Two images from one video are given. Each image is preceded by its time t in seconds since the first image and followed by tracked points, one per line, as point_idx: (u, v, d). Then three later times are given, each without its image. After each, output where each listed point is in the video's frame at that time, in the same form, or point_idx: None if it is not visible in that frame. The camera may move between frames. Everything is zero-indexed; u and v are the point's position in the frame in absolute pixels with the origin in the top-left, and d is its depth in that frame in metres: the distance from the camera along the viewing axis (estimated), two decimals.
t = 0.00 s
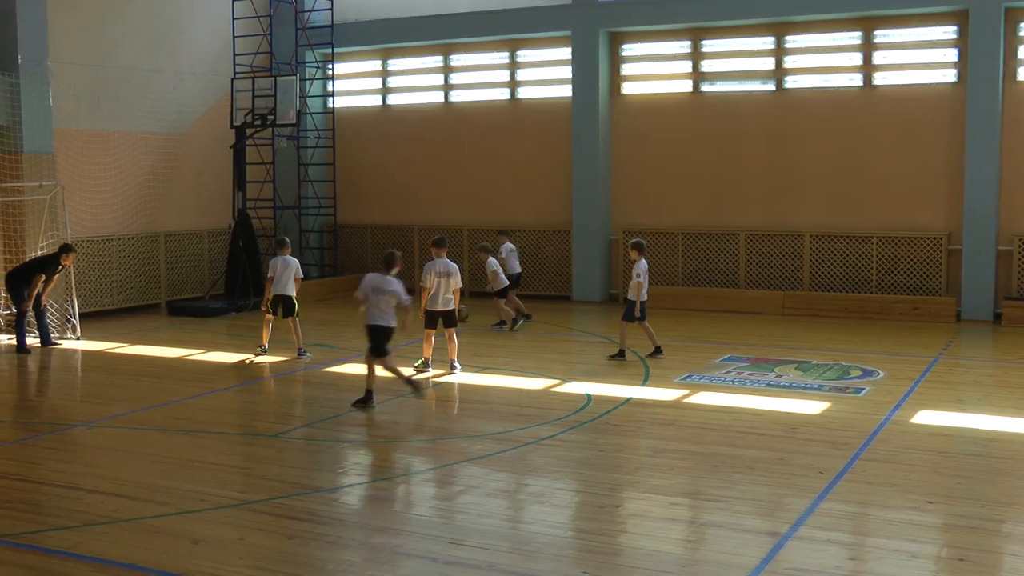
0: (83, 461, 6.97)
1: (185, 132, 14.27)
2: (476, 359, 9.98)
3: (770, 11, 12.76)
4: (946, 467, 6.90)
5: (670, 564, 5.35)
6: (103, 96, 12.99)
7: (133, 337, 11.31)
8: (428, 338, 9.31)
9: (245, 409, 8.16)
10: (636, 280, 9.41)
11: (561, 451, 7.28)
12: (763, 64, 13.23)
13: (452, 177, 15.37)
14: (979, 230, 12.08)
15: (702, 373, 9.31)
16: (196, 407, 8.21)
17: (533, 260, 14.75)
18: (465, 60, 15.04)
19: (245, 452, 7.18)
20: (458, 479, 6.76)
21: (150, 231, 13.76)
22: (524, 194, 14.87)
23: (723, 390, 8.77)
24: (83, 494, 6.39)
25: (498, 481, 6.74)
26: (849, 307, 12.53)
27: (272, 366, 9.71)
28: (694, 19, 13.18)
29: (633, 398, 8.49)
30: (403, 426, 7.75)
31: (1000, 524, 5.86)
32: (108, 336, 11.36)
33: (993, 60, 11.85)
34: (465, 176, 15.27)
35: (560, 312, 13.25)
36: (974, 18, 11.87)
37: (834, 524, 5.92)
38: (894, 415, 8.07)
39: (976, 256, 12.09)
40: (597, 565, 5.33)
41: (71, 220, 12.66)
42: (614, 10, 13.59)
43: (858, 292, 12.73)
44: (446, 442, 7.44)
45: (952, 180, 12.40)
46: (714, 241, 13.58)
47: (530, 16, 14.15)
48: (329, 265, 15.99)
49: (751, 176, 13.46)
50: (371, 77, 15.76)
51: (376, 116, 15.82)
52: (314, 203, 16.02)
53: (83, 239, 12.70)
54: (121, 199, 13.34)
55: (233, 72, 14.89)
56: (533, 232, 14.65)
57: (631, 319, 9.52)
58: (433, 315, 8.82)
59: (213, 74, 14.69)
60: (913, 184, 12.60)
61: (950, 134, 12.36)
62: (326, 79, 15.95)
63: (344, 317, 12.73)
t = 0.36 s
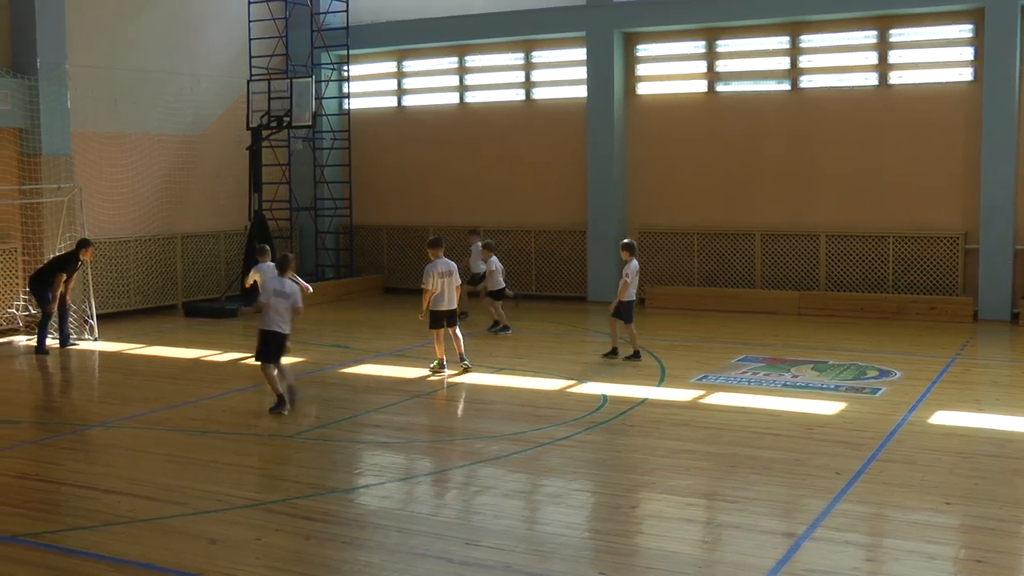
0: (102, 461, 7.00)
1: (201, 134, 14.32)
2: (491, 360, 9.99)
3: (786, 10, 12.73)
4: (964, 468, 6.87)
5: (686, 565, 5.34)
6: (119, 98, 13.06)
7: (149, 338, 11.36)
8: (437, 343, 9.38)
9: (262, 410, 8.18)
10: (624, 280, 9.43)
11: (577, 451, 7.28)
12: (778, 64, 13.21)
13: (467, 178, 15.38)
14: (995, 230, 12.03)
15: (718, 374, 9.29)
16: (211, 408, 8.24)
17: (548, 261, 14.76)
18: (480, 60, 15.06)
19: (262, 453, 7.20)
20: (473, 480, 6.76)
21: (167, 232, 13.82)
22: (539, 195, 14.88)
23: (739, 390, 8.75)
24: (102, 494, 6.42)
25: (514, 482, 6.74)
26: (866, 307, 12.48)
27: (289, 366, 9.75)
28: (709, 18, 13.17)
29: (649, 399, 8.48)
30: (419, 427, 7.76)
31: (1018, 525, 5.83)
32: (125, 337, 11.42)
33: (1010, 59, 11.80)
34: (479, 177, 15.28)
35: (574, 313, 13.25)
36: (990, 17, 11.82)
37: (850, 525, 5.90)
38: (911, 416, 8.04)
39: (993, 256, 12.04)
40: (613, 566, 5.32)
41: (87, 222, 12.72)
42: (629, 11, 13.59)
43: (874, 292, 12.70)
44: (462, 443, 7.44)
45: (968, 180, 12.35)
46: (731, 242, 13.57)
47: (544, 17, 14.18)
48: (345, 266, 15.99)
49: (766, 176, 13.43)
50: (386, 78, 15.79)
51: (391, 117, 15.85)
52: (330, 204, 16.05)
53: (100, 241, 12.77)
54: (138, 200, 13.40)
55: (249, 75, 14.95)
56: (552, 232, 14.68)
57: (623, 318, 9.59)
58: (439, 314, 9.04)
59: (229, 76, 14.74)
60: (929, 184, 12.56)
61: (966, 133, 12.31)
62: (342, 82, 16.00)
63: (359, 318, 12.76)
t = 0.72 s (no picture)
0: (118, 458, 7.06)
1: (219, 134, 14.43)
2: (505, 362, 9.98)
3: (803, 13, 12.68)
4: (982, 477, 6.80)
5: (698, 570, 5.32)
6: (139, 99, 13.18)
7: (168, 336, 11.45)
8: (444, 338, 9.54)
9: (277, 409, 8.21)
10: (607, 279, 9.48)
11: (590, 454, 7.27)
12: (795, 67, 13.15)
13: (483, 180, 15.40)
14: (1017, 237, 11.91)
15: (732, 378, 9.24)
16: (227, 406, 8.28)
17: (564, 264, 14.71)
18: (496, 63, 15.09)
19: (276, 451, 7.24)
20: (485, 482, 6.76)
21: (184, 232, 13.92)
22: (555, 197, 14.87)
23: (753, 395, 8.71)
24: (119, 490, 6.47)
25: (526, 484, 6.74)
26: (881, 313, 12.39)
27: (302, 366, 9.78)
28: (726, 21, 13.13)
29: (662, 403, 8.44)
30: (432, 428, 7.76)
31: None
32: (144, 336, 11.51)
33: None
34: (495, 179, 15.29)
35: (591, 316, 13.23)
36: (1011, 19, 11.72)
37: (865, 532, 5.86)
38: (927, 423, 7.97)
39: (1014, 262, 11.93)
40: (625, 570, 5.31)
41: (106, 221, 12.84)
42: (644, 14, 13.59)
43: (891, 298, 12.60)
44: (474, 444, 7.44)
45: (988, 184, 12.24)
46: (745, 246, 13.51)
47: (561, 20, 14.22)
48: (360, 267, 16.03)
49: (783, 179, 13.37)
50: (403, 80, 15.85)
51: (407, 118, 15.88)
52: (345, 206, 16.14)
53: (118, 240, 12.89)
54: (156, 200, 13.51)
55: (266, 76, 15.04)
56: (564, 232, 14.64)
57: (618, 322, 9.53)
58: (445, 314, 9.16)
59: (248, 77, 14.86)
60: (947, 188, 12.45)
61: (986, 137, 12.20)
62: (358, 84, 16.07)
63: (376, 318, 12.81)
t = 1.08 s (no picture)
0: (175, 455, 7.10)
1: (275, 138, 14.60)
2: (558, 366, 9.91)
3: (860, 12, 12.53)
4: None
5: None
6: (196, 103, 13.38)
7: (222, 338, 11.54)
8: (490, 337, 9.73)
9: (331, 410, 8.22)
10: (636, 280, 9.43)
11: (645, 459, 7.18)
12: (851, 68, 12.99)
13: (535, 184, 15.40)
14: None
15: (788, 385, 9.07)
16: (281, 406, 8.31)
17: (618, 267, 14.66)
18: (548, 65, 15.11)
19: (330, 451, 7.23)
20: (538, 485, 6.70)
21: (240, 234, 14.06)
22: (607, 202, 14.83)
23: (810, 401, 8.56)
24: (176, 486, 6.50)
25: (581, 488, 6.67)
26: (942, 319, 12.20)
27: (356, 367, 9.79)
28: (780, 24, 13.04)
29: (718, 408, 8.31)
30: (485, 430, 7.71)
31: None
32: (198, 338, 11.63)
33: None
34: (547, 182, 15.29)
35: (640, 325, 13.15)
36: None
37: (926, 544, 5.69)
38: (990, 433, 7.77)
39: None
40: None
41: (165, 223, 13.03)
42: (700, 16, 13.54)
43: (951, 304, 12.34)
44: (528, 447, 7.37)
45: None
46: (800, 250, 13.36)
47: (615, 22, 14.20)
48: (413, 270, 16.31)
49: (840, 183, 13.22)
50: (456, 83, 15.91)
51: (459, 122, 15.93)
52: (399, 208, 16.35)
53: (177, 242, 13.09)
54: (215, 202, 13.70)
55: (321, 81, 15.18)
56: (614, 237, 14.65)
57: (639, 324, 9.49)
58: (486, 314, 9.29)
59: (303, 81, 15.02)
60: (1010, 192, 12.21)
61: None
62: (411, 86, 16.16)
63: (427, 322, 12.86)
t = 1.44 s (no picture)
0: (295, 454, 7.28)
1: (394, 144, 14.83)
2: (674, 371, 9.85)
3: (989, 10, 12.13)
4: None
5: None
6: (316, 109, 13.69)
7: (337, 339, 11.81)
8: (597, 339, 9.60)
9: (448, 412, 8.33)
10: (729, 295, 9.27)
11: (761, 466, 7.10)
12: (980, 67, 12.57)
13: (650, 188, 15.35)
14: None
15: (910, 394, 8.84)
16: (397, 408, 8.45)
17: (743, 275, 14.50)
18: (666, 69, 15.01)
19: (446, 454, 7.31)
20: (653, 491, 6.67)
21: (360, 238, 14.36)
22: (719, 204, 14.71)
23: (934, 411, 8.34)
24: (297, 486, 6.66)
25: (697, 494, 6.62)
26: None
27: (472, 370, 9.90)
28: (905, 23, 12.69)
29: (837, 416, 8.16)
30: (600, 435, 7.71)
31: None
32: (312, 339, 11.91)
33: None
34: (662, 186, 15.22)
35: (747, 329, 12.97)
36: None
37: None
38: None
39: None
40: None
41: (286, 227, 13.35)
42: (821, 17, 13.29)
43: None
44: (643, 453, 7.35)
45: None
46: (924, 256, 13.00)
47: (734, 25, 14.03)
48: (530, 274, 16.39)
49: (965, 188, 12.80)
50: (573, 87, 15.95)
51: (577, 125, 15.98)
52: (516, 213, 16.51)
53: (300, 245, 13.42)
54: (333, 207, 13.98)
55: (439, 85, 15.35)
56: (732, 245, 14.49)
57: (722, 331, 9.41)
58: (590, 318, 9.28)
59: (422, 87, 15.23)
60: None
61: None
62: (528, 91, 16.09)
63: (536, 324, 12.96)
